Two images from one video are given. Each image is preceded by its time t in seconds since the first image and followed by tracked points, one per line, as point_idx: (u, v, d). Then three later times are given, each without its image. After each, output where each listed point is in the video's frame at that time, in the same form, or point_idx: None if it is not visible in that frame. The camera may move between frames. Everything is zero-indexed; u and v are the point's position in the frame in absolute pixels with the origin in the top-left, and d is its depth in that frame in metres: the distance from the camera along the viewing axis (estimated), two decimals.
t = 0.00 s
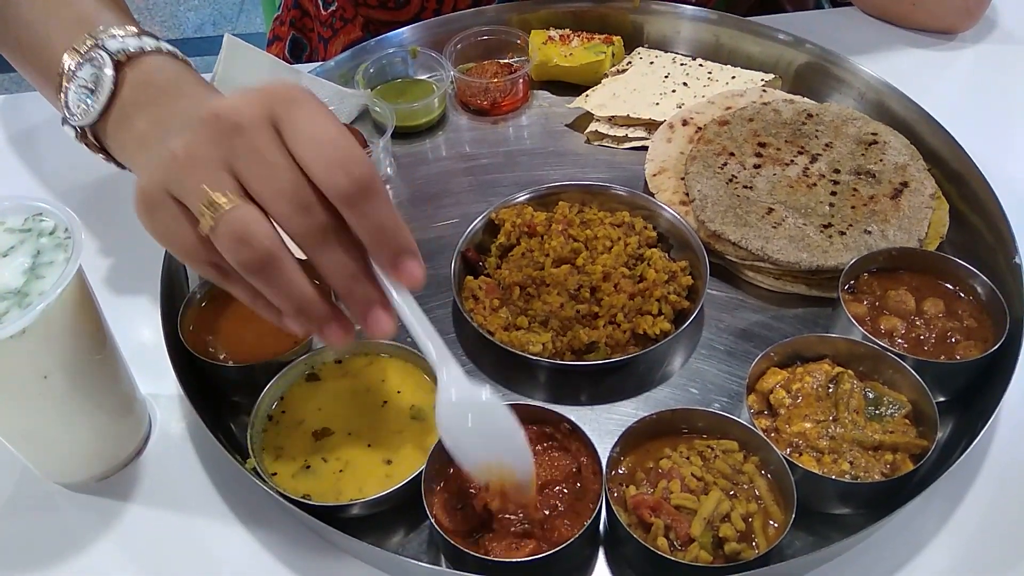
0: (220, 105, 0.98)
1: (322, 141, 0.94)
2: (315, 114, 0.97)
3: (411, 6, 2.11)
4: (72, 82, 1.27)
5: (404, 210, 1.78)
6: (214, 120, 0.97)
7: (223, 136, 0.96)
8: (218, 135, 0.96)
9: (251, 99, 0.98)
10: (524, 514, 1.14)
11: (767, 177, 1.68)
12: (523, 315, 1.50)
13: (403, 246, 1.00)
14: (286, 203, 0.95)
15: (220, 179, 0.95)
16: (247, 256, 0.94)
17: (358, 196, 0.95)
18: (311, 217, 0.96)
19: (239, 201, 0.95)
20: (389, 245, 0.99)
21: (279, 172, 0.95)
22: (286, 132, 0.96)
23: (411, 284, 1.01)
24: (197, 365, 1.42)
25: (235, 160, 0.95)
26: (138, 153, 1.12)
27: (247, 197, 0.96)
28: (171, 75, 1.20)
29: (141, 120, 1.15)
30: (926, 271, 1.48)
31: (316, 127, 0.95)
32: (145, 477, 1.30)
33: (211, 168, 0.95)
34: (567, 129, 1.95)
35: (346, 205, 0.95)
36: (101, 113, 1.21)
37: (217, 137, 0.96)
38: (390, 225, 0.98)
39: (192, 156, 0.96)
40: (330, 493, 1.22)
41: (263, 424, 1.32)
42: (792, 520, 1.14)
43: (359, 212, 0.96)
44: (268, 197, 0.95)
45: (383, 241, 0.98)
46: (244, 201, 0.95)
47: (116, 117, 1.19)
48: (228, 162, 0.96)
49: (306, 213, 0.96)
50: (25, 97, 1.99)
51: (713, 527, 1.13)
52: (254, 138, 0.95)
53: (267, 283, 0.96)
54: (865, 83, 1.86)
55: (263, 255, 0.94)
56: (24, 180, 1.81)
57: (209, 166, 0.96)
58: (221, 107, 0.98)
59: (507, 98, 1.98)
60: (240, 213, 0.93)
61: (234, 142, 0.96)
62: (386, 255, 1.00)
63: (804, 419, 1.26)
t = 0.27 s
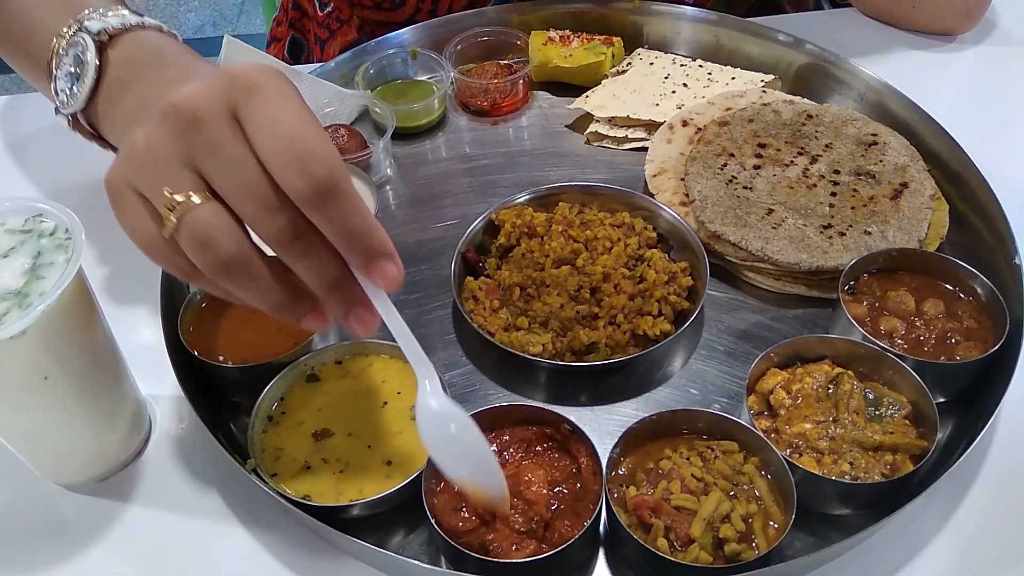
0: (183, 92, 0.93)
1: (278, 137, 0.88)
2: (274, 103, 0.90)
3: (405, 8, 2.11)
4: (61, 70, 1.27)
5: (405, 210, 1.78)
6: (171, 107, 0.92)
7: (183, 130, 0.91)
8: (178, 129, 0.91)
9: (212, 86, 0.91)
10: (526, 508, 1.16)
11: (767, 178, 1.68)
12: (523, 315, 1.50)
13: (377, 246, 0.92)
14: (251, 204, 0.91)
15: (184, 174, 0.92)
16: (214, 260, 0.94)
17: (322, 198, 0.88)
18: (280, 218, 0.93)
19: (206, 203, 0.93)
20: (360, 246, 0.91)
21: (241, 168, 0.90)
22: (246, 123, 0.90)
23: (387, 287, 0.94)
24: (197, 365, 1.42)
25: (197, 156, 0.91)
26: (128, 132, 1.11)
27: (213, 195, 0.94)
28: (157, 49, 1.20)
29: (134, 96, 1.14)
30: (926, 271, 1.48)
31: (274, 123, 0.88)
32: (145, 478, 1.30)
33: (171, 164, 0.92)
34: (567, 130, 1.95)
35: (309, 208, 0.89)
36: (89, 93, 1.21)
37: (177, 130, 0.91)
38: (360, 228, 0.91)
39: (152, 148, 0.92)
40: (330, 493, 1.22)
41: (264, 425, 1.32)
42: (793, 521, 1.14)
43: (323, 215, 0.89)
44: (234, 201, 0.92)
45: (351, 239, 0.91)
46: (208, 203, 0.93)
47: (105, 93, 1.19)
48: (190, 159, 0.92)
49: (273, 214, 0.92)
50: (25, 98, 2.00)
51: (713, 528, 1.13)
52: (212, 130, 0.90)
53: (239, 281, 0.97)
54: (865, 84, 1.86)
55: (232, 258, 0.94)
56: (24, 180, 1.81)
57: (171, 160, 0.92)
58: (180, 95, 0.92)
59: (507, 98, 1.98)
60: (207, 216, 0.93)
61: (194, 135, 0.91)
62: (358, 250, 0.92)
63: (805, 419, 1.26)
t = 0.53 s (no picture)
0: (291, 123, 0.91)
1: (386, 192, 0.86)
2: (389, 163, 0.88)
3: (407, 11, 2.12)
4: (91, 74, 1.23)
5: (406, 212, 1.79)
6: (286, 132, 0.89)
7: (291, 156, 0.87)
8: (287, 154, 0.87)
9: (337, 123, 0.89)
10: (535, 509, 1.15)
11: (768, 179, 1.68)
12: (525, 316, 1.50)
13: (436, 320, 0.92)
14: (344, 246, 0.88)
15: (280, 194, 0.87)
16: (283, 280, 0.87)
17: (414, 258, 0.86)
18: (360, 263, 0.89)
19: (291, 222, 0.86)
20: (431, 314, 0.90)
21: (340, 210, 0.87)
22: (358, 170, 0.88)
23: (435, 355, 0.91)
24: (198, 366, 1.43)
25: (299, 184, 0.87)
26: (166, 138, 1.05)
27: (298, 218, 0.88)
28: (198, 63, 1.18)
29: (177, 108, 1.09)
30: (928, 272, 1.48)
31: (384, 186, 0.87)
32: (147, 478, 1.31)
33: (270, 183, 0.86)
34: (568, 131, 1.95)
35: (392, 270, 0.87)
36: (117, 102, 1.19)
37: (286, 153, 0.87)
38: (433, 303, 0.90)
39: (254, 161, 0.87)
40: (332, 494, 1.23)
41: (265, 425, 1.32)
42: (794, 522, 1.14)
43: (406, 279, 0.87)
44: (325, 236, 0.87)
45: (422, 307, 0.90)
46: (296, 225, 0.87)
47: (139, 105, 1.16)
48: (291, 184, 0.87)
49: (359, 258, 0.89)
50: (28, 99, 2.00)
51: (715, 529, 1.13)
52: (322, 165, 0.87)
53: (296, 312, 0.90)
54: (867, 85, 1.86)
55: (301, 285, 0.87)
56: (27, 181, 1.81)
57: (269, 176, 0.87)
58: (298, 124, 0.89)
59: (508, 100, 1.98)
60: (291, 236, 0.86)
61: (302, 164, 0.87)
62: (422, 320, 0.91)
63: (806, 420, 1.26)
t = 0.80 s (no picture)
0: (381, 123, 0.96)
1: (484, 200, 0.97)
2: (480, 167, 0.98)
3: (407, 10, 2.11)
4: (122, 45, 1.20)
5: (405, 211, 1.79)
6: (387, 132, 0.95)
7: (394, 158, 0.94)
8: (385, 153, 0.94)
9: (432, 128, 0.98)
10: (536, 508, 1.17)
11: (768, 178, 1.68)
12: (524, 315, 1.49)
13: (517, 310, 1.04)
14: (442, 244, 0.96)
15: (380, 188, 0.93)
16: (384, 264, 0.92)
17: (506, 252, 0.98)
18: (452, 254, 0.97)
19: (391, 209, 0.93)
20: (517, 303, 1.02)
21: (440, 210, 0.95)
22: (454, 177, 0.97)
23: (518, 336, 1.04)
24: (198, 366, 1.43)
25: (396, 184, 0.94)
26: (217, 103, 1.04)
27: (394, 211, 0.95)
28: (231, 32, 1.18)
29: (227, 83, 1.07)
30: (928, 271, 1.47)
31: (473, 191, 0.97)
32: (146, 477, 1.31)
33: (372, 178, 0.93)
34: (568, 130, 1.95)
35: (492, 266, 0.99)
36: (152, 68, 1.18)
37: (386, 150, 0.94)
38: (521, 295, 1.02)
39: (357, 158, 0.93)
40: (331, 493, 1.22)
41: (264, 424, 1.32)
42: (794, 521, 1.14)
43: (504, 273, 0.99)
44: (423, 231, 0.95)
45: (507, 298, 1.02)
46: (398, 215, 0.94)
47: (179, 70, 1.14)
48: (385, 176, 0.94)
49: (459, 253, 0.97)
50: (27, 97, 2.00)
51: (714, 528, 1.13)
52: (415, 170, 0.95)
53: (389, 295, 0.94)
54: (867, 84, 1.86)
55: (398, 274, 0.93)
56: (26, 179, 1.81)
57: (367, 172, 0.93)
58: (398, 126, 0.96)
59: (507, 98, 1.98)
60: (396, 229, 0.92)
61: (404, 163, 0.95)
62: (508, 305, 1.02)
63: (806, 420, 1.26)
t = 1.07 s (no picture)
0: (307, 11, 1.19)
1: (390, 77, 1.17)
2: None
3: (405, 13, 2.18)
4: None
5: (405, 211, 1.79)
6: (328, 40, 1.20)
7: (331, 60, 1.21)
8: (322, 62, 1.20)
9: None
10: (536, 506, 1.17)
11: (768, 177, 1.67)
12: (524, 314, 1.49)
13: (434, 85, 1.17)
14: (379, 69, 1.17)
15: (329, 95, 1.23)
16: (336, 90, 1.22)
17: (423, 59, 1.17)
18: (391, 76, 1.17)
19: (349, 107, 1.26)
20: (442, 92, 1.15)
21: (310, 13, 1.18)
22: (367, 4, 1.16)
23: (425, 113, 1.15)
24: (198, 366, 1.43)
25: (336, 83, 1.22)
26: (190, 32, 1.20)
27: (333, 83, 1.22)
28: None
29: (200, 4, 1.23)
30: (927, 271, 1.47)
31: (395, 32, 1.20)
32: (145, 477, 1.31)
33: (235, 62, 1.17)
34: (568, 129, 1.95)
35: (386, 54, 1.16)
36: None
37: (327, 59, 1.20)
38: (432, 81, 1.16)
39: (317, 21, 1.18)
40: (330, 493, 1.22)
41: (264, 424, 1.32)
42: (794, 521, 1.14)
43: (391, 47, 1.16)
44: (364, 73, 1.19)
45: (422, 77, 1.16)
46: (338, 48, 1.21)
47: None
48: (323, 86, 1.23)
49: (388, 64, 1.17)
50: (27, 96, 2.00)
51: (714, 527, 1.13)
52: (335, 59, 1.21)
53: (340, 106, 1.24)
54: (866, 83, 1.85)
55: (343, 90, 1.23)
56: (25, 179, 1.81)
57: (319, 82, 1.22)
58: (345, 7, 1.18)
59: (507, 98, 1.98)
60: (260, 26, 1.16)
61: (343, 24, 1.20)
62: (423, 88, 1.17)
63: (806, 419, 1.26)
